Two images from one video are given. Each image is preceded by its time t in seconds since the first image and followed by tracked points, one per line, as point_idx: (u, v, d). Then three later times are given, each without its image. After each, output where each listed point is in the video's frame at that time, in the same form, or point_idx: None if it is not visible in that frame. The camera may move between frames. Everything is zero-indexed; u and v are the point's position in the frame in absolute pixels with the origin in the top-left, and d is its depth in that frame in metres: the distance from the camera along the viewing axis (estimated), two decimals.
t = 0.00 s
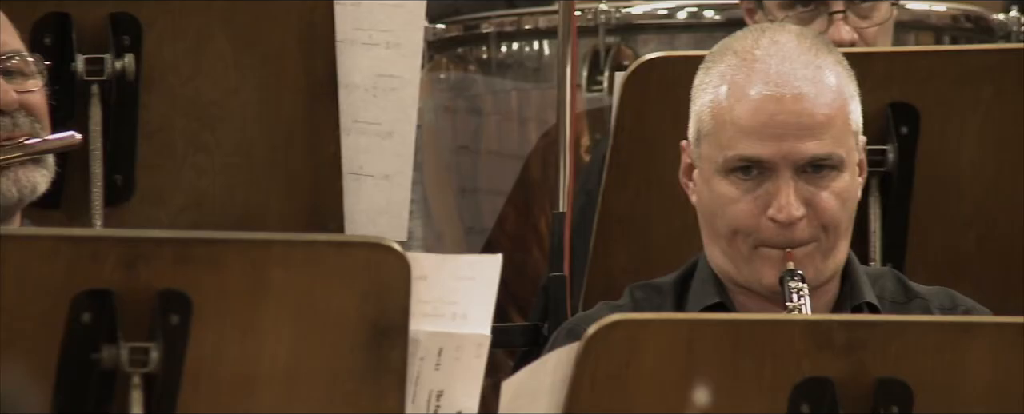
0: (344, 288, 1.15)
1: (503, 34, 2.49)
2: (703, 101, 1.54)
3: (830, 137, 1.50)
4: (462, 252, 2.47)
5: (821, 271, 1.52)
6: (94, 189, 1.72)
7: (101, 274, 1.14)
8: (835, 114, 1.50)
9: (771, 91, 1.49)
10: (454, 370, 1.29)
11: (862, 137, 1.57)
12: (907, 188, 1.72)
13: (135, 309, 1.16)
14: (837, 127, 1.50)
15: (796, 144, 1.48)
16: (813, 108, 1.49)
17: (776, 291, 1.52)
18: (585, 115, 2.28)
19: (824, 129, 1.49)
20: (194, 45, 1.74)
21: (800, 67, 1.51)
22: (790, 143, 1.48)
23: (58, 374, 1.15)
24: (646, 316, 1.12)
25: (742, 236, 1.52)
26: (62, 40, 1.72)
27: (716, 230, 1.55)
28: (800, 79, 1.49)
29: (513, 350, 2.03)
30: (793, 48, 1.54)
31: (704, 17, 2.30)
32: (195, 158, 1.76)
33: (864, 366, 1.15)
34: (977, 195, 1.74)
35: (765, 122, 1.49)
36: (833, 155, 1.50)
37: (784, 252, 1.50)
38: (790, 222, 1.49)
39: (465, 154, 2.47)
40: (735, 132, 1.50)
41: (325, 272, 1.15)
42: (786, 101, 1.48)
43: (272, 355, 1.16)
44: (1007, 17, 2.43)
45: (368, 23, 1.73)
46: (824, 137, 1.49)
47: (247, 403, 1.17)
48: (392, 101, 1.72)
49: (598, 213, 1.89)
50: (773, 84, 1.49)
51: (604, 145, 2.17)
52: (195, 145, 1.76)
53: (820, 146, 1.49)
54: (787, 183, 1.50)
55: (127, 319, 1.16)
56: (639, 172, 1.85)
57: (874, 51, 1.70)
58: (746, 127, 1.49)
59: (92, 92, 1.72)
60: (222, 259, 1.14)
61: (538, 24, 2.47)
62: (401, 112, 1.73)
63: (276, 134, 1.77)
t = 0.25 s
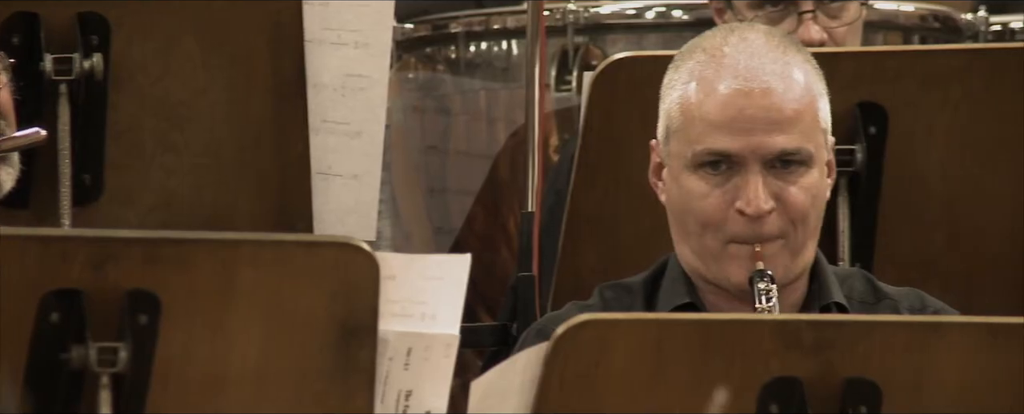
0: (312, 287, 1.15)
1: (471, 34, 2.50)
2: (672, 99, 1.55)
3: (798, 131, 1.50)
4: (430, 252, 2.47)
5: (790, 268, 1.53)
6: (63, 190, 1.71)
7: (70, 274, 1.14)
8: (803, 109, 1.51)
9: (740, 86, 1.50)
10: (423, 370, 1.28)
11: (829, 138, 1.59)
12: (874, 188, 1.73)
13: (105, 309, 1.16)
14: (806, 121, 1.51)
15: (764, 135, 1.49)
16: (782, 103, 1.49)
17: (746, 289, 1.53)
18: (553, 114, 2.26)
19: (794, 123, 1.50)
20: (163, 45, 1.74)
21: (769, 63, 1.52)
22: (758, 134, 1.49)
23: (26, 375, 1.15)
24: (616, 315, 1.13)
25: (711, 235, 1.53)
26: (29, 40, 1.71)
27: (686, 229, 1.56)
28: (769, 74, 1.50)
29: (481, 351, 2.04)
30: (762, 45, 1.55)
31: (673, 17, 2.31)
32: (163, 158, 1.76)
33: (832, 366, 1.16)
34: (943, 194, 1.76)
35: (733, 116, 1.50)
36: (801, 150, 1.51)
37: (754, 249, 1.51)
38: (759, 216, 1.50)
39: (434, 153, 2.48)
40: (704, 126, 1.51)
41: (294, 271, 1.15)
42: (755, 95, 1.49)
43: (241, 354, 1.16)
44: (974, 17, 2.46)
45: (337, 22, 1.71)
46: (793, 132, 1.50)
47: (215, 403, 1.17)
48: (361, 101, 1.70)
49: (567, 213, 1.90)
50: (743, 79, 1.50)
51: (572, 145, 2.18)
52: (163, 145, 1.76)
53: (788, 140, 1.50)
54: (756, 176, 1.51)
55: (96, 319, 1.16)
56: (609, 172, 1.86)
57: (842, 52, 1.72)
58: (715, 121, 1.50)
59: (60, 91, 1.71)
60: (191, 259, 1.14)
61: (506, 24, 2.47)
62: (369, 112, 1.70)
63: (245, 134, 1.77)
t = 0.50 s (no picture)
0: (280, 288, 1.18)
1: (441, 33, 2.49)
2: (646, 100, 1.56)
3: (770, 130, 1.51)
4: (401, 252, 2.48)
5: (763, 270, 1.55)
6: (33, 189, 1.69)
7: (41, 274, 1.17)
8: (776, 110, 1.52)
9: (713, 83, 1.51)
10: (393, 370, 1.29)
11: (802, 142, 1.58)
12: (843, 188, 1.75)
13: (76, 309, 1.19)
14: (778, 122, 1.52)
15: (738, 133, 1.49)
16: (754, 101, 1.50)
17: (716, 294, 1.53)
18: (523, 114, 2.27)
19: (766, 121, 1.50)
20: (133, 44, 1.73)
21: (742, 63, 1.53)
22: (730, 132, 1.49)
23: None
24: (588, 315, 1.13)
25: (680, 238, 1.53)
26: None
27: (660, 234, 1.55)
28: (742, 72, 1.52)
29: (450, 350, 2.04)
30: (735, 48, 1.57)
31: (643, 16, 2.32)
32: (134, 158, 1.75)
33: (803, 365, 1.17)
34: (910, 194, 1.77)
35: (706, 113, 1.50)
36: (773, 149, 1.51)
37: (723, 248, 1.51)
38: (729, 213, 1.50)
39: (404, 153, 2.49)
40: (676, 123, 1.52)
41: (262, 272, 1.18)
42: (726, 92, 1.50)
43: (210, 353, 1.18)
44: (944, 17, 2.51)
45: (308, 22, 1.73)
46: (765, 130, 1.50)
47: (183, 402, 1.19)
48: (331, 101, 1.73)
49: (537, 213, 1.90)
50: (716, 75, 1.51)
51: (542, 145, 2.20)
52: (133, 145, 1.75)
53: (759, 139, 1.49)
54: (727, 173, 1.50)
55: (67, 319, 1.19)
56: (580, 172, 1.86)
57: (813, 52, 1.73)
58: (687, 118, 1.50)
59: (31, 91, 1.70)
60: (160, 259, 1.17)
61: (476, 23, 2.45)
62: (340, 111, 1.73)
63: (214, 135, 1.76)
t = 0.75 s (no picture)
0: (248, 288, 1.19)
1: (409, 33, 2.47)
2: (615, 110, 1.57)
3: (738, 154, 1.51)
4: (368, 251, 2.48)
5: (722, 285, 1.55)
6: None
7: (8, 274, 1.17)
8: (744, 130, 1.52)
9: (681, 107, 1.50)
10: (359, 370, 1.28)
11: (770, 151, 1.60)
12: (810, 188, 1.76)
13: (43, 308, 1.19)
14: (746, 144, 1.52)
15: (706, 160, 1.49)
16: (724, 125, 1.50)
17: (679, 300, 1.55)
18: (491, 114, 2.29)
19: (734, 146, 1.51)
20: (100, 44, 1.72)
21: (712, 83, 1.52)
22: (698, 158, 1.49)
23: None
24: (552, 314, 1.15)
25: (644, 247, 1.55)
26: None
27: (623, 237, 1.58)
28: (712, 95, 1.50)
29: (416, 350, 2.04)
30: (707, 62, 1.57)
31: (610, 16, 2.33)
32: (100, 158, 1.74)
33: (771, 366, 1.18)
34: (875, 194, 1.80)
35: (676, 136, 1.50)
36: (740, 173, 1.51)
37: (687, 267, 1.53)
38: (694, 238, 1.52)
39: (371, 152, 2.49)
40: (644, 146, 1.52)
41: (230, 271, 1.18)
42: (697, 116, 1.49)
43: (178, 351, 1.18)
44: (910, 17, 2.54)
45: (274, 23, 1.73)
46: (732, 155, 1.51)
47: (151, 402, 1.19)
48: (298, 100, 1.72)
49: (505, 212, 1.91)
50: (685, 100, 1.50)
51: (508, 145, 2.21)
52: (99, 145, 1.74)
53: (726, 164, 1.50)
54: (694, 200, 1.51)
55: (33, 319, 1.19)
56: (547, 172, 1.87)
57: (780, 51, 1.75)
58: (655, 139, 1.50)
59: None
60: (128, 259, 1.17)
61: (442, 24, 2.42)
62: (306, 112, 1.73)
63: (181, 135, 1.76)
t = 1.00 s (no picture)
0: (218, 288, 1.19)
1: (377, 33, 2.47)
2: (584, 108, 1.58)
3: (706, 150, 1.52)
4: (338, 251, 2.49)
5: (692, 281, 1.57)
6: None
7: None
8: (712, 126, 1.53)
9: (649, 102, 1.51)
10: (329, 370, 1.29)
11: (739, 145, 1.62)
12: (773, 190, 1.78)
13: (14, 308, 1.20)
14: (714, 140, 1.53)
15: (674, 155, 1.51)
16: (692, 120, 1.51)
17: (649, 297, 1.57)
18: (461, 114, 2.30)
19: (702, 142, 1.52)
20: (70, 40, 1.66)
21: (680, 78, 1.54)
22: (666, 153, 1.51)
23: None
24: (523, 315, 1.16)
25: (614, 244, 1.57)
26: None
27: (592, 236, 1.59)
28: (679, 91, 1.52)
29: (385, 349, 2.05)
30: (675, 57, 1.59)
31: (579, 16, 2.35)
32: (71, 157, 1.68)
33: (739, 365, 1.19)
34: (843, 193, 1.82)
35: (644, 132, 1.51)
36: (709, 168, 1.53)
37: (657, 263, 1.55)
38: (663, 234, 1.53)
39: (340, 152, 2.50)
40: (612, 142, 1.53)
41: (201, 271, 1.18)
42: (665, 112, 1.51)
43: (148, 352, 1.19)
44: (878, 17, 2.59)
45: (245, 21, 1.67)
46: (701, 150, 1.52)
47: (121, 401, 1.19)
48: (269, 100, 1.68)
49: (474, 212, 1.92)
50: (653, 96, 1.51)
51: (478, 145, 2.20)
52: (70, 144, 1.68)
53: (695, 159, 1.51)
54: (663, 196, 1.53)
55: (6, 319, 1.20)
56: (516, 172, 1.88)
57: (748, 51, 1.77)
58: (623, 136, 1.52)
59: None
60: (98, 259, 1.18)
61: (411, 23, 2.43)
62: (277, 111, 1.68)
63: (153, 135, 1.68)
